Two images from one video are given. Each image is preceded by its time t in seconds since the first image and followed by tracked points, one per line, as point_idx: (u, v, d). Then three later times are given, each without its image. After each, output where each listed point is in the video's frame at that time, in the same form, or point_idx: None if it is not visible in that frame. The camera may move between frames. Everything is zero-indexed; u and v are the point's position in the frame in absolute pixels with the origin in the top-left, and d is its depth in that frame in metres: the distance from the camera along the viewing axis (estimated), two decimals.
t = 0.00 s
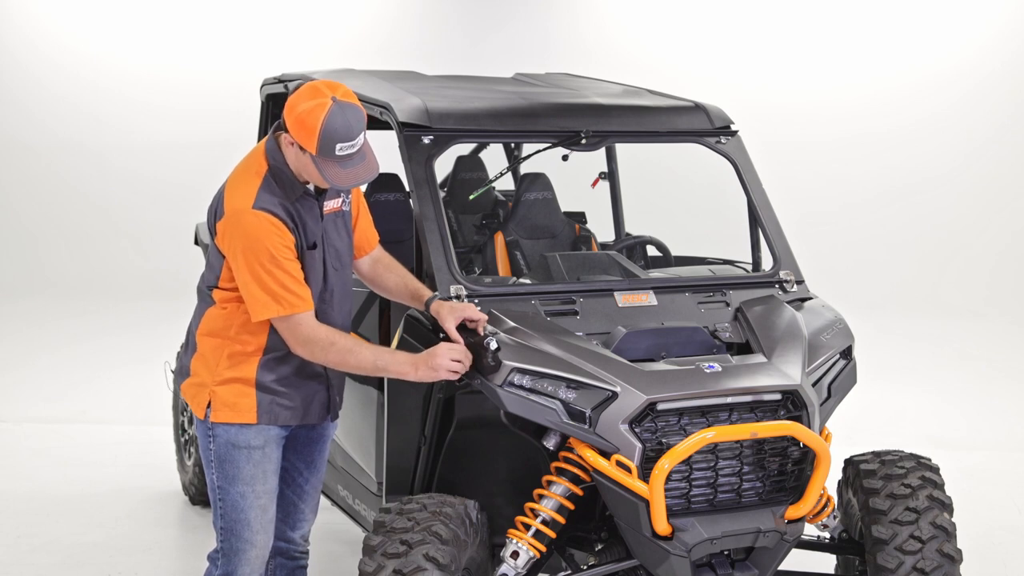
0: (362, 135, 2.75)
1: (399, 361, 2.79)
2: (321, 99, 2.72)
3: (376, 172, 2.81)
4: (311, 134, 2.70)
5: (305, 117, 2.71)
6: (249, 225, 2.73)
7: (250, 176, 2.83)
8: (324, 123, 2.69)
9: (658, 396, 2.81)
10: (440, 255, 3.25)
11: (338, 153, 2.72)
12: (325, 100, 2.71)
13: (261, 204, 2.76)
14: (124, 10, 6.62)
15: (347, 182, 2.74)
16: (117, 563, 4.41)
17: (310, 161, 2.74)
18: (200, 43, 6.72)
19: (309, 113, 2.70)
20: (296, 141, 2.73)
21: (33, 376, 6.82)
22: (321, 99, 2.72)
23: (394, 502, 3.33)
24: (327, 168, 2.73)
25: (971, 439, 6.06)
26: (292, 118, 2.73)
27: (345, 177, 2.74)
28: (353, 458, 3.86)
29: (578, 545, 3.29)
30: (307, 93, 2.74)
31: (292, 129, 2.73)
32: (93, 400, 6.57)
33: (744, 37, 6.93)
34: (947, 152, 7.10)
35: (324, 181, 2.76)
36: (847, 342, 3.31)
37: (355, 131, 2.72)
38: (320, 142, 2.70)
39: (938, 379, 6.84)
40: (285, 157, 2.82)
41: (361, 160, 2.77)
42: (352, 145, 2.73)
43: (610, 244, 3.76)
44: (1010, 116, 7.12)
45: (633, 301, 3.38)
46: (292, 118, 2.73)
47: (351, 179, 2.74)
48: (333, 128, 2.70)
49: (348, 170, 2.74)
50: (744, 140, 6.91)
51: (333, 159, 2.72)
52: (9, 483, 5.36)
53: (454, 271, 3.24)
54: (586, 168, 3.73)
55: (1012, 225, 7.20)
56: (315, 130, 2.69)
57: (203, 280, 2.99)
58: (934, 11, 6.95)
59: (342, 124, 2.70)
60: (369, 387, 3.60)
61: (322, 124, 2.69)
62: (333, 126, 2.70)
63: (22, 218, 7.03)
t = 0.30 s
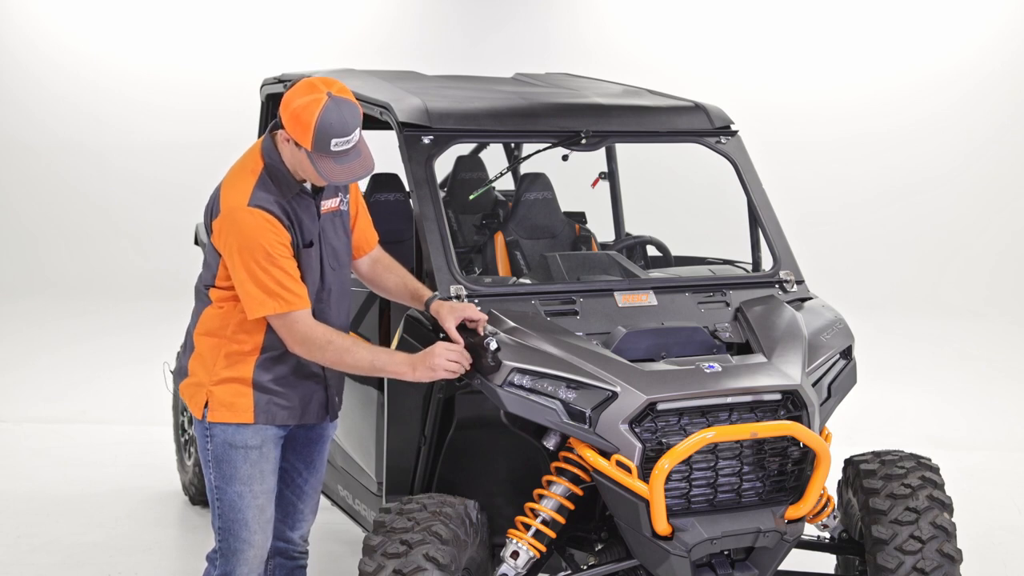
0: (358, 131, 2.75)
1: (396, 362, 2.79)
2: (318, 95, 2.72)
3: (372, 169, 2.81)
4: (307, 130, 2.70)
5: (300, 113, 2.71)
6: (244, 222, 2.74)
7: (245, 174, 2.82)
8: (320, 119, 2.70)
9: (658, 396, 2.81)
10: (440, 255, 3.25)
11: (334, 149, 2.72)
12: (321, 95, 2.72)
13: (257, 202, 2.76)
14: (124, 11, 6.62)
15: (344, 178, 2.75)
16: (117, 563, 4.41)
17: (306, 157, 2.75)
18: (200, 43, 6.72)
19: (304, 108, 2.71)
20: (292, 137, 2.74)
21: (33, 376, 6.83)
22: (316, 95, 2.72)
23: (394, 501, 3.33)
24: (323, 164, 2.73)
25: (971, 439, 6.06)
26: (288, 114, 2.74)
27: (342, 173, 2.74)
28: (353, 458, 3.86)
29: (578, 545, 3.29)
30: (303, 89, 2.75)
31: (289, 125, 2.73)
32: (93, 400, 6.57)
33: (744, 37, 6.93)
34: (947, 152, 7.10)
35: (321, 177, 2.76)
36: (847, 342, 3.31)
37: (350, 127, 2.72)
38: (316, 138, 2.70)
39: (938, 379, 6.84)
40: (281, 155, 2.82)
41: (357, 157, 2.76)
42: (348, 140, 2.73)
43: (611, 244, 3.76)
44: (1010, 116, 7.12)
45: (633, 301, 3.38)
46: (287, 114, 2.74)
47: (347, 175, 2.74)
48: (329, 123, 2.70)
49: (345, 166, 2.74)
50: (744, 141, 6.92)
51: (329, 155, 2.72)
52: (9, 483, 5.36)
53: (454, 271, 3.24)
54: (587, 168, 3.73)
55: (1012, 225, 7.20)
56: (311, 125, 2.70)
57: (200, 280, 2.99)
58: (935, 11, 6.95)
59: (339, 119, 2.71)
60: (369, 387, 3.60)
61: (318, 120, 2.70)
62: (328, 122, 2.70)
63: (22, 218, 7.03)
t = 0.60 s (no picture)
0: (356, 130, 2.74)
1: (399, 358, 2.79)
2: (315, 93, 2.72)
3: (370, 168, 2.81)
4: (304, 129, 2.70)
5: (297, 113, 2.71)
6: (244, 221, 2.73)
7: (244, 173, 2.82)
8: (317, 118, 2.70)
9: (658, 396, 2.81)
10: (440, 255, 3.25)
11: (332, 147, 2.71)
12: (318, 94, 2.72)
13: (257, 201, 2.76)
14: (124, 11, 6.62)
15: (343, 177, 2.74)
16: (116, 563, 4.41)
17: (304, 157, 2.75)
18: (200, 43, 6.72)
19: (302, 107, 2.71)
20: (290, 137, 2.74)
21: (33, 376, 6.83)
22: (313, 94, 2.72)
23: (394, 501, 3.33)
24: (322, 163, 2.73)
25: (971, 439, 6.06)
26: (286, 113, 2.74)
27: (341, 171, 2.74)
28: (353, 458, 3.86)
29: (578, 545, 3.29)
30: (301, 89, 2.75)
31: (286, 124, 2.73)
32: (93, 400, 6.57)
33: (744, 37, 6.93)
34: (947, 152, 7.10)
35: (320, 176, 2.76)
36: (847, 342, 3.31)
37: (348, 125, 2.72)
38: (314, 136, 2.70)
39: (938, 379, 6.84)
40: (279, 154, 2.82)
41: (355, 156, 2.76)
42: (346, 139, 2.73)
43: (610, 244, 3.76)
44: (1010, 116, 7.12)
45: (633, 301, 3.38)
46: (285, 113, 2.74)
47: (346, 173, 2.74)
48: (326, 122, 2.70)
49: (344, 165, 2.74)
50: (744, 141, 6.92)
51: (328, 153, 2.72)
52: (9, 483, 5.36)
53: (454, 271, 3.24)
54: (586, 168, 3.73)
55: (1012, 225, 7.20)
56: (308, 124, 2.70)
57: (199, 280, 2.99)
58: (934, 11, 6.95)
59: (336, 117, 2.70)
60: (369, 387, 3.60)
61: (316, 119, 2.69)
62: (326, 121, 2.70)
63: (22, 218, 7.04)
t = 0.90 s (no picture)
0: (356, 126, 2.75)
1: (400, 356, 2.79)
2: (314, 90, 2.72)
3: (370, 165, 2.81)
4: (305, 126, 2.70)
5: (297, 109, 2.71)
6: (244, 220, 2.73)
7: (243, 173, 2.82)
8: (317, 114, 2.70)
9: (658, 396, 2.81)
10: (440, 256, 3.25)
11: (332, 144, 2.71)
12: (318, 91, 2.72)
13: (256, 200, 2.76)
14: (124, 11, 6.62)
15: (343, 173, 2.74)
16: (116, 563, 4.41)
17: (305, 154, 2.74)
18: (200, 43, 6.72)
19: (301, 105, 2.70)
20: (289, 135, 2.74)
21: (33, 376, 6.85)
22: (313, 91, 2.72)
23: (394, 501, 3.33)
24: (322, 160, 2.73)
25: (971, 439, 6.06)
26: (285, 111, 2.73)
27: (341, 167, 2.74)
28: (353, 458, 3.86)
29: (578, 545, 3.29)
30: (300, 85, 2.75)
31: (285, 121, 2.73)
32: (93, 400, 6.57)
33: (744, 37, 6.92)
34: (947, 152, 7.10)
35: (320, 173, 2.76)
36: (847, 342, 3.31)
37: (347, 121, 2.72)
38: (314, 133, 2.70)
39: (938, 380, 6.84)
40: (279, 153, 2.82)
41: (354, 152, 2.76)
42: (346, 135, 2.73)
43: (610, 244, 3.76)
44: (1010, 116, 7.12)
45: (633, 301, 3.38)
46: (285, 110, 2.73)
47: (347, 169, 2.74)
48: (326, 118, 2.70)
49: (345, 161, 2.74)
50: (744, 141, 6.92)
51: (328, 150, 2.72)
52: (9, 483, 5.36)
53: (454, 271, 3.24)
54: (586, 168, 3.73)
55: (1012, 225, 7.20)
56: (308, 121, 2.69)
57: (198, 280, 2.99)
58: (934, 11, 6.95)
59: (336, 113, 2.71)
60: (369, 387, 3.60)
61: (316, 115, 2.69)
62: (326, 117, 2.70)
63: (22, 218, 7.04)
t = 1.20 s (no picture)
0: (348, 111, 2.77)
1: (393, 357, 2.79)
2: (303, 78, 2.74)
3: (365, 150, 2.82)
4: (297, 114, 2.70)
5: (288, 99, 2.71)
6: (238, 215, 2.73)
7: (238, 168, 2.82)
8: (309, 100, 2.71)
9: (658, 396, 2.81)
10: (440, 255, 3.25)
11: (327, 129, 2.73)
12: (306, 78, 2.73)
13: (250, 194, 2.76)
14: (124, 11, 6.62)
15: (339, 158, 2.75)
16: (116, 563, 4.41)
17: (300, 143, 2.75)
18: (200, 43, 6.72)
19: (291, 93, 2.71)
20: (283, 125, 2.73)
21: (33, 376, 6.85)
22: (301, 78, 2.73)
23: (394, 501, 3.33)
24: (317, 146, 2.74)
25: (971, 439, 6.06)
26: (276, 102, 2.73)
27: (337, 152, 2.75)
28: (353, 459, 3.86)
29: (578, 545, 3.29)
30: (287, 76, 2.76)
31: (276, 112, 2.73)
32: (93, 401, 6.57)
33: (744, 37, 6.93)
34: (947, 152, 7.10)
35: (317, 161, 2.77)
36: (847, 342, 3.31)
37: (339, 105, 2.74)
38: (307, 119, 2.70)
39: (938, 380, 6.83)
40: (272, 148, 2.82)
41: (349, 137, 2.77)
42: (339, 120, 2.74)
43: (611, 244, 3.76)
44: (1010, 116, 7.11)
45: (633, 301, 3.38)
46: (275, 101, 2.73)
47: (343, 154, 2.75)
48: (318, 104, 2.71)
49: (340, 146, 2.75)
50: (744, 141, 6.92)
51: (323, 135, 2.73)
52: (9, 483, 5.36)
53: (454, 271, 3.24)
54: (586, 168, 3.74)
55: (1012, 225, 7.20)
56: (300, 109, 2.70)
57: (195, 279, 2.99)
58: (934, 10, 6.95)
59: (327, 98, 2.72)
60: (369, 387, 3.60)
61: (308, 101, 2.70)
62: (318, 102, 2.71)
63: (22, 218, 7.02)
